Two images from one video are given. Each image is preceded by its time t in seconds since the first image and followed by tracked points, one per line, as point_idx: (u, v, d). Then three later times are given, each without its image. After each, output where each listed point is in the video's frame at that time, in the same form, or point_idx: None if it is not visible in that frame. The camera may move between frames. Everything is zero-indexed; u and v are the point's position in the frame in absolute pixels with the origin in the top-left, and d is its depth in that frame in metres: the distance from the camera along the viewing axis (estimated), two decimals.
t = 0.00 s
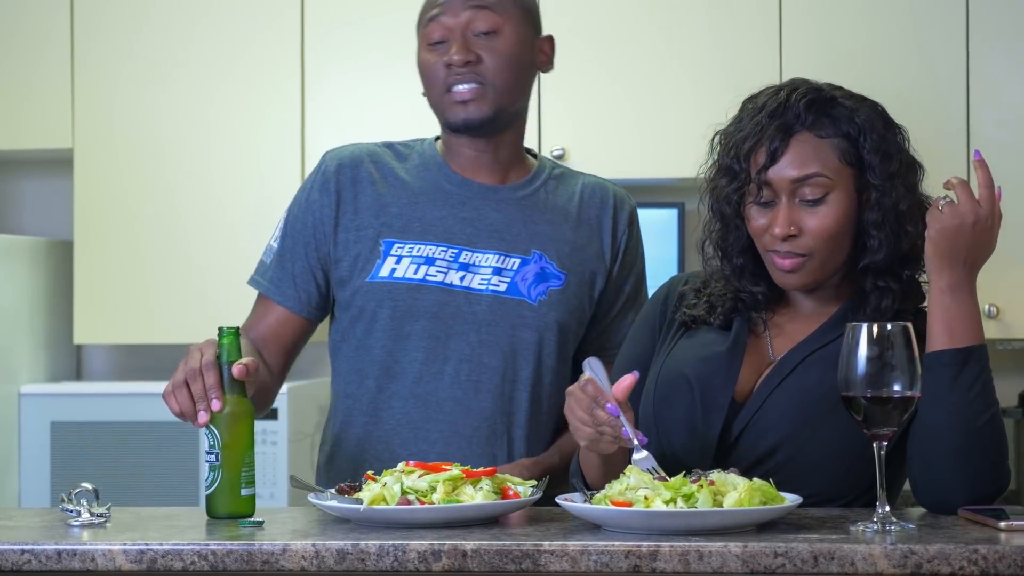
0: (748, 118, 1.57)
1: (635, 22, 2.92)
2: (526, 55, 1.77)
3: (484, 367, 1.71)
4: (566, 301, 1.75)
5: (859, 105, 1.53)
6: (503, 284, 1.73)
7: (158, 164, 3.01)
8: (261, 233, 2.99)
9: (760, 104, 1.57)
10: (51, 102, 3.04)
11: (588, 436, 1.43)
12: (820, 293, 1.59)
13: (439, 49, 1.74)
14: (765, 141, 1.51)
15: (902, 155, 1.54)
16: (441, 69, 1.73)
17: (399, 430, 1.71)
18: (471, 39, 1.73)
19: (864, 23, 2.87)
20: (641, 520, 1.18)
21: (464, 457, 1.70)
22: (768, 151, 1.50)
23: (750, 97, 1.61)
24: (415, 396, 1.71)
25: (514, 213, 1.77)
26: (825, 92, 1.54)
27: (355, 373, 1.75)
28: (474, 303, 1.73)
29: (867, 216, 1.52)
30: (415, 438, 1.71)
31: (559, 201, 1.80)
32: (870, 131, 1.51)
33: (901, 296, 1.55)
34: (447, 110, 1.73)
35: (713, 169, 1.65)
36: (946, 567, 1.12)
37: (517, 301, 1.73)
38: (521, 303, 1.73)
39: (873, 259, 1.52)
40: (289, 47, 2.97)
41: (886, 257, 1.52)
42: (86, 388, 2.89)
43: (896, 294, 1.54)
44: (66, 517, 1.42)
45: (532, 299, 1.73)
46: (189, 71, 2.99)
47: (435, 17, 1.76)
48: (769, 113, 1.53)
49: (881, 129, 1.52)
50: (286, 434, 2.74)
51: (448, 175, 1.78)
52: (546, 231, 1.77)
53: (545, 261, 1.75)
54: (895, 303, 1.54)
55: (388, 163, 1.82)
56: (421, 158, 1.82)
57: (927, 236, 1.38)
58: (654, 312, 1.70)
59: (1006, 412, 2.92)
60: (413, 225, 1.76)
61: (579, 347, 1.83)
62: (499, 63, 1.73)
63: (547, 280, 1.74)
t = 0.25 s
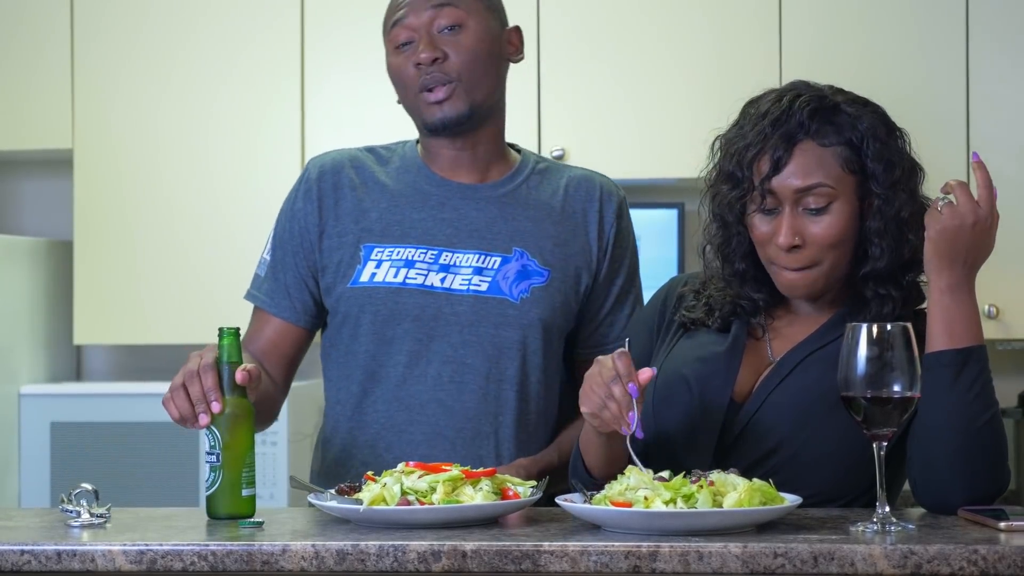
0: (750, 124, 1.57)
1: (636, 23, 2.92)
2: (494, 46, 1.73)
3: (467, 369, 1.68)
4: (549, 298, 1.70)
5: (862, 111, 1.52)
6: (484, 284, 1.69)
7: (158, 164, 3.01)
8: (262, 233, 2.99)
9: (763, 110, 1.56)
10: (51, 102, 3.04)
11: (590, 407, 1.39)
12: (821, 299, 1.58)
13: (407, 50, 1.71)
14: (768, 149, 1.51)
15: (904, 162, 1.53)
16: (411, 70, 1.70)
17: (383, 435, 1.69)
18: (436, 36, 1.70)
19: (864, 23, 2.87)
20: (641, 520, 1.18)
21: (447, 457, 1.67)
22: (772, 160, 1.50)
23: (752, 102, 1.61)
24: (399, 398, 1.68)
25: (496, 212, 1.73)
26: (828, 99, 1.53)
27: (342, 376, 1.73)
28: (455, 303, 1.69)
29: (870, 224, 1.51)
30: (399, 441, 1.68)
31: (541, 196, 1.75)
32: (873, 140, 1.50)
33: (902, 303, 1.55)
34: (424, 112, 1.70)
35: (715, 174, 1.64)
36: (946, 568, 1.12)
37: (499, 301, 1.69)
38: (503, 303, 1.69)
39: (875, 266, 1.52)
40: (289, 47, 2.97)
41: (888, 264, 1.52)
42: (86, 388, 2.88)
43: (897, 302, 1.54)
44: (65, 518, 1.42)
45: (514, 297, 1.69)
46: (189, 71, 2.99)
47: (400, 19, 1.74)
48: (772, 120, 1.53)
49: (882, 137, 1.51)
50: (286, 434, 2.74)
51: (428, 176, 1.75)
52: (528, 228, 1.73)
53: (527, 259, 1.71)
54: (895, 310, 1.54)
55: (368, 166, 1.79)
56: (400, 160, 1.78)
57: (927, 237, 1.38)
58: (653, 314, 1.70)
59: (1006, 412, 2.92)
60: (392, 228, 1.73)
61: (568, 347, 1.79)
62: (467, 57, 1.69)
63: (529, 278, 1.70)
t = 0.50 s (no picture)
0: (755, 121, 1.57)
1: (636, 24, 2.92)
2: (496, 51, 1.71)
3: (467, 371, 1.65)
4: (546, 299, 1.68)
5: (867, 109, 1.52)
6: (481, 285, 1.66)
7: (158, 164, 3.01)
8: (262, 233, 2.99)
9: (768, 108, 1.56)
10: (51, 102, 3.04)
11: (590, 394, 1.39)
12: (826, 295, 1.58)
13: (411, 50, 1.67)
14: (775, 146, 1.51)
15: (909, 160, 1.53)
16: (415, 70, 1.65)
17: (382, 438, 1.65)
18: (442, 37, 1.67)
19: (864, 24, 2.87)
20: (641, 521, 1.18)
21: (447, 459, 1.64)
22: (779, 157, 1.49)
23: (757, 100, 1.60)
24: (397, 402, 1.65)
25: (490, 212, 1.70)
26: (833, 96, 1.53)
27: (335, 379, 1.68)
28: (453, 305, 1.65)
29: (876, 222, 1.51)
30: (398, 444, 1.64)
31: (533, 196, 1.73)
32: (879, 137, 1.50)
33: (908, 301, 1.55)
34: (426, 112, 1.66)
35: (719, 171, 1.64)
36: (947, 568, 1.12)
37: (496, 303, 1.66)
38: (500, 304, 1.66)
39: (881, 265, 1.52)
40: (289, 47, 2.97)
41: (894, 262, 1.52)
42: (86, 389, 2.88)
43: (905, 299, 1.54)
44: (65, 518, 1.42)
45: (511, 299, 1.66)
46: (189, 71, 2.99)
47: (402, 17, 1.69)
48: (778, 117, 1.52)
49: (888, 134, 1.51)
50: (286, 434, 2.75)
51: (420, 176, 1.71)
52: (521, 228, 1.70)
53: (523, 259, 1.68)
54: (902, 308, 1.54)
55: (357, 167, 1.75)
56: (389, 159, 1.75)
57: (927, 237, 1.39)
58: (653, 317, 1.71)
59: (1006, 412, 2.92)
60: (387, 229, 1.69)
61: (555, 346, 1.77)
62: (474, 61, 1.66)
63: (525, 279, 1.67)
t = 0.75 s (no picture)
0: (750, 120, 1.56)
1: (636, 24, 2.92)
2: (484, 57, 1.67)
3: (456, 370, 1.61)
4: (534, 296, 1.65)
5: (862, 110, 1.51)
6: (470, 283, 1.63)
7: (158, 164, 3.01)
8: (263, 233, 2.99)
9: (763, 108, 1.55)
10: (51, 102, 3.04)
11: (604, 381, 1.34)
12: (822, 295, 1.58)
13: (396, 51, 1.63)
14: (768, 147, 1.50)
15: (903, 161, 1.53)
16: (398, 72, 1.61)
17: (371, 438, 1.60)
18: (427, 40, 1.63)
19: (864, 24, 2.87)
20: (641, 520, 1.18)
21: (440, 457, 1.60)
22: (771, 158, 1.49)
23: (754, 99, 1.59)
24: (385, 402, 1.60)
25: (477, 209, 1.67)
26: (829, 96, 1.52)
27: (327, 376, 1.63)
28: (442, 304, 1.61)
29: (871, 224, 1.51)
30: (389, 444, 1.60)
31: (519, 194, 1.70)
32: (873, 138, 1.50)
33: (903, 302, 1.55)
34: (407, 115, 1.62)
35: (715, 170, 1.64)
36: (946, 568, 1.12)
37: (485, 301, 1.62)
38: (489, 302, 1.62)
39: (876, 266, 1.52)
40: (289, 47, 2.97)
41: (889, 263, 1.52)
42: (87, 388, 2.88)
43: (898, 302, 1.54)
44: (65, 517, 1.42)
45: (500, 297, 1.63)
46: (189, 71, 2.99)
47: (389, 15, 1.65)
48: (772, 118, 1.52)
49: (882, 135, 1.50)
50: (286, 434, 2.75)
51: (406, 173, 1.68)
52: (508, 226, 1.67)
53: (511, 257, 1.65)
54: (896, 310, 1.54)
55: (341, 163, 1.71)
56: (373, 155, 1.71)
57: (929, 236, 1.39)
58: (654, 312, 1.70)
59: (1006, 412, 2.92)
60: (373, 226, 1.65)
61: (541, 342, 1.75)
62: (458, 66, 1.62)
63: (514, 277, 1.64)
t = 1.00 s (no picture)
0: (747, 119, 1.55)
1: (636, 24, 2.92)
2: (464, 60, 1.66)
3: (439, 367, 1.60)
4: (517, 294, 1.64)
5: (860, 106, 1.51)
6: (452, 281, 1.62)
7: (158, 164, 3.01)
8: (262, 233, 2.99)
9: (760, 107, 1.54)
10: (51, 102, 3.04)
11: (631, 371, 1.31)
12: (824, 293, 1.57)
13: (375, 50, 1.63)
14: (766, 145, 1.50)
15: (901, 156, 1.53)
16: (375, 71, 1.61)
17: (356, 438, 1.58)
18: (406, 40, 1.62)
19: (864, 24, 2.87)
20: (641, 520, 1.18)
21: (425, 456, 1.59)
22: (770, 155, 1.49)
23: (750, 98, 1.59)
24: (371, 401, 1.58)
25: (459, 207, 1.66)
26: (826, 94, 1.52)
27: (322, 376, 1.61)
28: (423, 301, 1.60)
29: (871, 219, 1.52)
30: (373, 443, 1.58)
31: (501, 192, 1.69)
32: (871, 133, 1.50)
33: (905, 297, 1.55)
34: (381, 116, 1.63)
35: (714, 170, 1.63)
36: (946, 567, 1.12)
37: (466, 298, 1.61)
38: (471, 299, 1.61)
39: (877, 261, 1.52)
40: (289, 47, 2.97)
41: (890, 258, 1.52)
42: (86, 388, 2.89)
43: (902, 296, 1.54)
44: (65, 517, 1.42)
45: (482, 294, 1.62)
46: (188, 72, 2.99)
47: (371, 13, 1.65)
48: (770, 115, 1.52)
49: (880, 131, 1.51)
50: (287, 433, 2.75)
51: (387, 172, 1.67)
52: (490, 223, 1.66)
53: (493, 254, 1.64)
54: (899, 305, 1.54)
55: (322, 161, 1.70)
56: (354, 154, 1.70)
57: (930, 235, 1.39)
58: (660, 304, 1.66)
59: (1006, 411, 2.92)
60: (354, 225, 1.64)
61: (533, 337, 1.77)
62: (435, 68, 1.62)
63: (496, 274, 1.63)
